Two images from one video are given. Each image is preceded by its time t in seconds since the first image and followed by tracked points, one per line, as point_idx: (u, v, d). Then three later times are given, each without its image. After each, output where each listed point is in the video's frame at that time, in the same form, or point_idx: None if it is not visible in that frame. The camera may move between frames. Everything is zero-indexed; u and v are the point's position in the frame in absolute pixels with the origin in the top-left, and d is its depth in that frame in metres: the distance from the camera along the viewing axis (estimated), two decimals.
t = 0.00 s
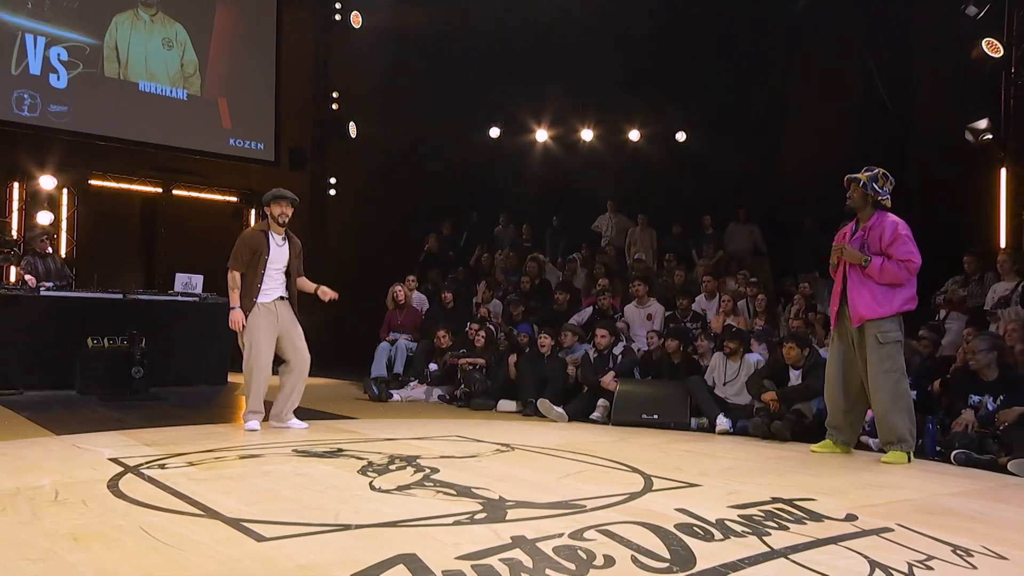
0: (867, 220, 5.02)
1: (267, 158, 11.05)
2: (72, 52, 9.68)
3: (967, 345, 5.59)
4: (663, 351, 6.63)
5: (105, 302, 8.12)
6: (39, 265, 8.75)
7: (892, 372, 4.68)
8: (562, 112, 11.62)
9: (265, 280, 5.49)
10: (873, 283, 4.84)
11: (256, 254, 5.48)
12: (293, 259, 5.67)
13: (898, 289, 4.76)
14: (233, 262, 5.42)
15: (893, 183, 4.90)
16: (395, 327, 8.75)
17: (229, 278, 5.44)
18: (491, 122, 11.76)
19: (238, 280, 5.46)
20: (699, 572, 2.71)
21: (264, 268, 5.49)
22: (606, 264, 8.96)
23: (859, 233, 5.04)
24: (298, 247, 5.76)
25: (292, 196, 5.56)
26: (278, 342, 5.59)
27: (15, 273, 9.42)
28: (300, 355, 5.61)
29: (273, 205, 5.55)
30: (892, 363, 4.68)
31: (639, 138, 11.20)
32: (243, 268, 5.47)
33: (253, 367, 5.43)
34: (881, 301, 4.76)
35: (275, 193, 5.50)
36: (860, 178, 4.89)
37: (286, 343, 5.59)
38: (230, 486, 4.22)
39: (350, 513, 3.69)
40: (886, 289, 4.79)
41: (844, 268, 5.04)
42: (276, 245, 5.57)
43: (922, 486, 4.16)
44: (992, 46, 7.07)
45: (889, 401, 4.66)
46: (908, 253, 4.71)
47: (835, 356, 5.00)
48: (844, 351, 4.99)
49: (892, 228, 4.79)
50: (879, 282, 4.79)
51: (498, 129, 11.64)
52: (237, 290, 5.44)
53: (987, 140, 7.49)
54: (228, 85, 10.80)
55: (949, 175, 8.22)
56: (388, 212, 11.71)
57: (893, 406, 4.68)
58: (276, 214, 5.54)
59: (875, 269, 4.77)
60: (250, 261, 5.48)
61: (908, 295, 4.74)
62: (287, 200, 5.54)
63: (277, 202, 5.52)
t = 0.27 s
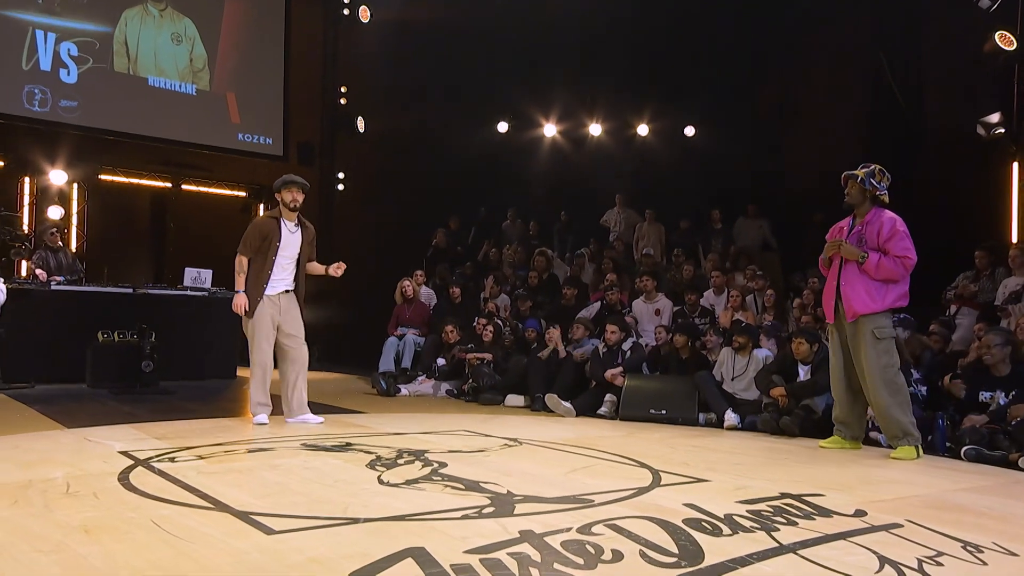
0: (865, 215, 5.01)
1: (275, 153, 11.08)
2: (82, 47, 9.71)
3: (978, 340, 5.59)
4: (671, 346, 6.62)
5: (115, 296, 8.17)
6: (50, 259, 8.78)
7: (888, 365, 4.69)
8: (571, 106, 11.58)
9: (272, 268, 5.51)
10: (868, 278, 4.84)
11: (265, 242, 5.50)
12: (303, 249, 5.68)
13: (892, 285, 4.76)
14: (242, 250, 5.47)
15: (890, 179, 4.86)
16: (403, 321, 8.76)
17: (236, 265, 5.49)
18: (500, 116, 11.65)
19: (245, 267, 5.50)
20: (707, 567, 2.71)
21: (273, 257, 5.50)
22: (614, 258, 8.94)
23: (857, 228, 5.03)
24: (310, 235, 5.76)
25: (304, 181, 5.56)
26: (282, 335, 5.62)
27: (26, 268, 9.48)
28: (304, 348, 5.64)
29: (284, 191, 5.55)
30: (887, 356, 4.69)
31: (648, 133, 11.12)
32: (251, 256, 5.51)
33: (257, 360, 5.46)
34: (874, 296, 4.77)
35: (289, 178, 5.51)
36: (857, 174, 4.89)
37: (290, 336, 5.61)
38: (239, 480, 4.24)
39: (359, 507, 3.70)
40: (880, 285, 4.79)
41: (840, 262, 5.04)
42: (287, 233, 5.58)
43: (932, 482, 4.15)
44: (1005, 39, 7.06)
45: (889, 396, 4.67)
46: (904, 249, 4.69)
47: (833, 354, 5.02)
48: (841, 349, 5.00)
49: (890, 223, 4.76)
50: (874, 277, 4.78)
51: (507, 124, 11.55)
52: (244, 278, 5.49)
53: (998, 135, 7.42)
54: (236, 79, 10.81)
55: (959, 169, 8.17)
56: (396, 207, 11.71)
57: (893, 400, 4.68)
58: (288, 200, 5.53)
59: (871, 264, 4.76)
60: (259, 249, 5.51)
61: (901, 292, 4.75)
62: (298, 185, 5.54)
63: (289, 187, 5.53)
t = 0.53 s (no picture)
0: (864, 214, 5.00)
1: (281, 151, 11.10)
2: (89, 45, 9.72)
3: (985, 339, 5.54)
4: (676, 344, 6.62)
5: (121, 294, 8.19)
6: (57, 257, 8.81)
7: (890, 362, 4.69)
8: (575, 104, 11.63)
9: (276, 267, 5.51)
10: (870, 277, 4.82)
11: (270, 240, 5.49)
12: (305, 248, 5.70)
13: (894, 285, 4.77)
14: (246, 248, 5.43)
15: (888, 177, 4.87)
16: (408, 319, 8.76)
17: (243, 262, 5.43)
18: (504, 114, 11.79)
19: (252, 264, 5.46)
20: (712, 565, 2.71)
21: (277, 256, 5.50)
22: (619, 256, 8.93)
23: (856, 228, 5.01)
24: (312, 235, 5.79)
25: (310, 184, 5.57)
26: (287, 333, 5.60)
27: (32, 265, 9.51)
28: (310, 346, 5.63)
29: (291, 193, 5.54)
30: (888, 353, 4.70)
31: (654, 130, 11.16)
32: (256, 253, 5.48)
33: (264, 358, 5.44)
34: (878, 295, 4.76)
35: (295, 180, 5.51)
36: (856, 172, 4.88)
37: (295, 333, 5.60)
38: (245, 477, 4.25)
39: (364, 504, 3.71)
40: (883, 285, 4.78)
41: (840, 260, 5.01)
42: (291, 233, 5.60)
43: (938, 481, 4.14)
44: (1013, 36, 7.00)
45: (891, 392, 4.66)
46: (908, 250, 4.70)
47: (834, 351, 5.01)
48: (842, 347, 4.99)
49: (893, 224, 4.77)
50: (877, 277, 4.77)
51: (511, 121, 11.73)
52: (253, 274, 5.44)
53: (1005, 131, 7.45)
54: (242, 77, 10.84)
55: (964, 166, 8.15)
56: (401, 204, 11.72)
57: (895, 396, 4.68)
58: (296, 203, 5.52)
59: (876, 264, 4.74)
60: (263, 246, 5.49)
61: (902, 291, 4.77)
62: (305, 188, 5.55)
63: (294, 189, 5.52)
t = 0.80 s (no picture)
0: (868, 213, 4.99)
1: (285, 149, 11.11)
2: (94, 43, 9.74)
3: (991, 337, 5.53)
4: (680, 343, 6.61)
5: (126, 291, 8.21)
6: (62, 255, 8.81)
7: (898, 360, 4.68)
8: (579, 102, 11.63)
9: (278, 264, 5.52)
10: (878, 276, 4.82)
11: (272, 237, 5.52)
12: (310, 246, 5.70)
13: (903, 283, 4.78)
14: (248, 244, 5.51)
15: (890, 173, 4.84)
16: (412, 317, 8.75)
17: (244, 259, 5.53)
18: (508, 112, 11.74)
19: (253, 261, 5.55)
20: (716, 564, 2.71)
21: (280, 254, 5.51)
22: (623, 255, 8.90)
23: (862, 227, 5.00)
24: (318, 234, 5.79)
25: (315, 180, 5.56)
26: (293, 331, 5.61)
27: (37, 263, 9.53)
28: (315, 345, 5.63)
29: (294, 188, 5.53)
30: (896, 351, 4.68)
31: (658, 129, 11.16)
32: (258, 250, 5.55)
33: (269, 354, 5.43)
34: (888, 294, 4.76)
35: (299, 176, 5.50)
36: (856, 171, 4.87)
37: (301, 332, 5.60)
38: (249, 474, 4.26)
39: (368, 502, 3.71)
40: (892, 283, 4.79)
41: (848, 260, 4.97)
42: (295, 231, 5.60)
43: (942, 480, 4.13)
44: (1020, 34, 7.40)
45: (898, 390, 4.65)
46: (916, 247, 4.72)
47: (841, 348, 4.99)
48: (848, 343, 4.97)
49: (901, 222, 4.77)
50: (887, 277, 4.77)
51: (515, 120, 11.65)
52: (252, 271, 5.52)
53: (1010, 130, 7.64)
54: (246, 75, 10.85)
55: (969, 164, 8.13)
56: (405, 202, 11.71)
57: (901, 395, 4.67)
58: (298, 198, 5.51)
59: (885, 263, 4.74)
60: (266, 243, 5.53)
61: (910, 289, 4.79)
62: (310, 183, 5.53)
63: (298, 186, 5.51)
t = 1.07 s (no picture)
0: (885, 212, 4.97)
1: (290, 148, 11.09)
2: (100, 41, 9.75)
3: (999, 338, 5.51)
4: (684, 342, 6.59)
5: (131, 289, 8.23)
6: (67, 253, 8.83)
7: (912, 362, 4.66)
8: (583, 100, 11.64)
9: (285, 259, 5.52)
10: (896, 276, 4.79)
11: (279, 231, 5.53)
12: (318, 244, 5.70)
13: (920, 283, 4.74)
14: (254, 237, 5.53)
15: (904, 170, 4.81)
16: (415, 316, 8.75)
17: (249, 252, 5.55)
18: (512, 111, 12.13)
19: (258, 255, 5.57)
20: (721, 564, 2.70)
21: (287, 249, 5.52)
22: (627, 254, 8.88)
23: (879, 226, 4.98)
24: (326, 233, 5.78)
25: (322, 180, 5.57)
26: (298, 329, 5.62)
27: (43, 261, 9.55)
28: (320, 343, 5.64)
29: (302, 188, 5.56)
30: (911, 353, 4.66)
31: (662, 128, 11.26)
32: (264, 244, 5.56)
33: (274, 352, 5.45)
34: (904, 294, 4.74)
35: (308, 176, 5.52)
36: (869, 169, 4.85)
37: (305, 330, 5.61)
38: (253, 472, 4.27)
39: (372, 500, 3.72)
40: (909, 283, 4.75)
41: (862, 261, 4.96)
42: (302, 229, 5.61)
43: (948, 480, 4.11)
44: None
45: (909, 392, 4.64)
46: (933, 246, 4.68)
47: (855, 346, 4.98)
48: (863, 341, 4.96)
49: (917, 221, 4.75)
50: (903, 276, 4.74)
51: (519, 119, 12.06)
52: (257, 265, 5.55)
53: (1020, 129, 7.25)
54: (251, 73, 10.84)
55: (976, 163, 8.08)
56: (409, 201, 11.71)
57: (912, 396, 4.65)
58: (306, 198, 5.53)
59: (902, 262, 4.71)
60: (272, 238, 5.54)
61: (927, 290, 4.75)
62: (317, 183, 5.54)
63: (306, 185, 5.53)
